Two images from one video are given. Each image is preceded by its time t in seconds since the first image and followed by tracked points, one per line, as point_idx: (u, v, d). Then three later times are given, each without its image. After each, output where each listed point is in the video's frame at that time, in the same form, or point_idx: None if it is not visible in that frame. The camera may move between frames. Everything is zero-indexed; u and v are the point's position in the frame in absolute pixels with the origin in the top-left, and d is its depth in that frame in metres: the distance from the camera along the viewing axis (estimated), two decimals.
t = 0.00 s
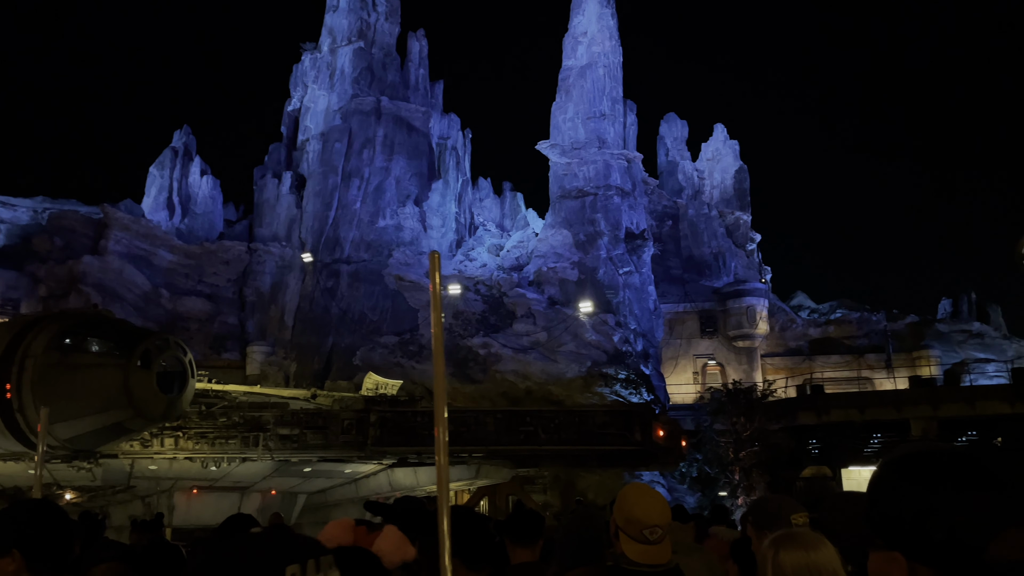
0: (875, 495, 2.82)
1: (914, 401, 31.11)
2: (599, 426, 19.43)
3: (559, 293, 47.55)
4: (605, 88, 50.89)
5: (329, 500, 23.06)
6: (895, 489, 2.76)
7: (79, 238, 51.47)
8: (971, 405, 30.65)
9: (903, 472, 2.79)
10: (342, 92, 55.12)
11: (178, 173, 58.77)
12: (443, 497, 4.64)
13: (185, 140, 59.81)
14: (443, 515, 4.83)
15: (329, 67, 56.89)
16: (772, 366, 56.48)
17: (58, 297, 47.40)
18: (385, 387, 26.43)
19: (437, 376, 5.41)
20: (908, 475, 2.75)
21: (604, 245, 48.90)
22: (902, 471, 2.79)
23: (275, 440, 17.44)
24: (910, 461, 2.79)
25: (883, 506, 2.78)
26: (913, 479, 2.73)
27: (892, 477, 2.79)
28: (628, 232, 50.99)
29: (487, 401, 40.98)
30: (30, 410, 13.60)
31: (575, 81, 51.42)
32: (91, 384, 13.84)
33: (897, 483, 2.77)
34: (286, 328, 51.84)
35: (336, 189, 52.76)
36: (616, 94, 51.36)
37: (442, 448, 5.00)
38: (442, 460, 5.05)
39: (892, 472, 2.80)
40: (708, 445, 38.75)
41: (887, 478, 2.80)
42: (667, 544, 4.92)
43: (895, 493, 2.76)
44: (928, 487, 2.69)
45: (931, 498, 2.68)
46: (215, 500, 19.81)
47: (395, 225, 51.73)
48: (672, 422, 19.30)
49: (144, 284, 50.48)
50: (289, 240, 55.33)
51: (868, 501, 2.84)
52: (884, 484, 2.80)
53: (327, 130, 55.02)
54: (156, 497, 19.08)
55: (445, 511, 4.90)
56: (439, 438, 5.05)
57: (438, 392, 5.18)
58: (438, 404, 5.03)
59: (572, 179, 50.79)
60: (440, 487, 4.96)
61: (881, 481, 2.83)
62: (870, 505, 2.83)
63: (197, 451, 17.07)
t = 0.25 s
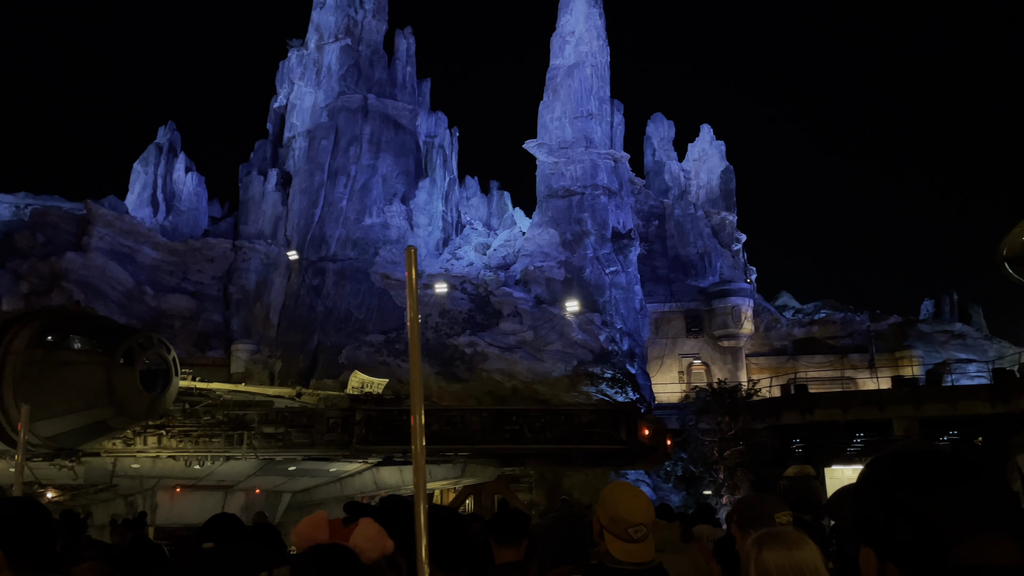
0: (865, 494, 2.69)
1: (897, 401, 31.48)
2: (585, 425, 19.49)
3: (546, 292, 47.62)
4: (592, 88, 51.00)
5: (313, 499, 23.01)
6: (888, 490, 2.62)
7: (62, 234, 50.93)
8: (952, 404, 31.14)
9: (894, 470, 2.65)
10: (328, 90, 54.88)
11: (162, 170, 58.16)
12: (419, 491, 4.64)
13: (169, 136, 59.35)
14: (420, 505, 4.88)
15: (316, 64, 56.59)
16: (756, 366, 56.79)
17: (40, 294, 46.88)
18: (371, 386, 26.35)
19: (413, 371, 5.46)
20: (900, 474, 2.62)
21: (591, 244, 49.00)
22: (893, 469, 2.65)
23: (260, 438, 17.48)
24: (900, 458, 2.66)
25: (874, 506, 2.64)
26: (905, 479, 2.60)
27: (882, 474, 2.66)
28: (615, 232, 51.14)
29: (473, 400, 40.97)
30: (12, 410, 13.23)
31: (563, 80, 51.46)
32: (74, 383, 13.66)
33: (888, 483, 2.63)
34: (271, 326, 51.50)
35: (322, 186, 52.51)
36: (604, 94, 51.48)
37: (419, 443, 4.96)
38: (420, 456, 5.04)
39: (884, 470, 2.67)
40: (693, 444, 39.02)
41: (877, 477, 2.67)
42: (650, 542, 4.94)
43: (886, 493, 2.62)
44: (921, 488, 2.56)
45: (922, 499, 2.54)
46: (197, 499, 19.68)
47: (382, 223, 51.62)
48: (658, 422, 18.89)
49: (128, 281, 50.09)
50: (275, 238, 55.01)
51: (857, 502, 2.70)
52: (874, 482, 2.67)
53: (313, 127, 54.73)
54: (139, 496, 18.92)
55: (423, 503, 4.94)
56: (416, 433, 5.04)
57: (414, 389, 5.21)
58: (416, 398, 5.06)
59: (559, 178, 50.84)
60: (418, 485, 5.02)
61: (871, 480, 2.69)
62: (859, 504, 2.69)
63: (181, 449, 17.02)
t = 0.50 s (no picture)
0: (851, 494, 2.63)
1: (879, 401, 31.77)
2: (571, 425, 19.52)
3: (533, 291, 47.64)
4: (580, 87, 51.11)
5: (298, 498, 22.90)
6: (870, 488, 2.57)
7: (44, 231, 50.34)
8: (934, 405, 31.53)
9: (882, 468, 2.59)
10: (315, 87, 54.64)
11: (147, 166, 57.63)
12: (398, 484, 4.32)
13: (154, 133, 58.87)
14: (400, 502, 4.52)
15: (302, 60, 56.29)
16: (741, 366, 57.08)
17: (22, 291, 46.30)
18: (357, 384, 26.25)
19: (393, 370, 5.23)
20: (886, 473, 2.56)
21: (578, 244, 49.09)
22: (881, 468, 2.59)
23: (244, 437, 17.33)
24: (888, 456, 2.61)
25: (855, 504, 2.60)
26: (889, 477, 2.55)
27: (868, 472, 2.61)
28: (602, 232, 51.28)
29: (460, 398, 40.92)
30: None
31: (550, 79, 51.51)
32: (57, 381, 13.53)
33: (873, 483, 2.58)
34: (257, 324, 51.13)
35: (309, 184, 52.26)
36: (591, 93, 51.60)
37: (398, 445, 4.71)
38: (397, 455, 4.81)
39: (870, 469, 2.61)
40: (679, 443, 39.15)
41: (862, 475, 2.62)
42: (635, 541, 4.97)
43: (868, 493, 2.57)
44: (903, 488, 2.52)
45: (902, 500, 2.50)
46: (181, 498, 19.55)
47: (368, 221, 51.43)
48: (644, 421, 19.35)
49: (111, 279, 49.65)
50: (260, 235, 54.69)
51: (843, 500, 2.65)
52: (860, 481, 2.62)
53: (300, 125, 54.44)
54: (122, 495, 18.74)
55: (402, 502, 4.57)
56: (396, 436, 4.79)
57: (394, 390, 4.98)
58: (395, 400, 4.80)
59: (546, 177, 50.86)
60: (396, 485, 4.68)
61: (854, 479, 2.64)
62: (843, 503, 2.65)
63: (164, 448, 16.85)
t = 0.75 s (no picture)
0: (834, 494, 2.66)
1: (861, 401, 32.08)
2: (556, 424, 19.56)
3: (519, 291, 47.67)
4: (566, 87, 51.24)
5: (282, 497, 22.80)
6: (856, 489, 2.60)
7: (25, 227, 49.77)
8: (916, 404, 31.83)
9: (868, 468, 2.62)
10: (301, 84, 54.38)
11: (130, 163, 57.18)
12: (378, 487, 4.27)
13: (138, 129, 58.46)
14: (378, 505, 4.49)
15: (288, 58, 56.01)
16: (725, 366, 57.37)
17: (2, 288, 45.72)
18: (341, 383, 26.19)
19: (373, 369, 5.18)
20: (871, 472, 2.59)
21: (564, 243, 49.21)
22: (865, 468, 2.62)
23: (227, 436, 17.21)
24: (872, 457, 2.63)
25: (839, 505, 2.63)
26: (874, 478, 2.58)
27: (855, 473, 2.62)
28: (588, 231, 51.44)
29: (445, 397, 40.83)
30: None
31: (537, 79, 51.56)
32: (38, 379, 13.44)
33: (857, 483, 2.61)
34: (241, 322, 50.76)
35: (294, 182, 51.99)
36: (578, 93, 51.75)
37: (379, 444, 4.75)
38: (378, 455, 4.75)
39: (855, 468, 2.63)
40: (664, 441, 38.73)
41: (848, 475, 2.65)
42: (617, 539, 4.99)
43: (853, 494, 2.60)
44: (886, 489, 2.55)
45: (885, 501, 2.53)
46: (164, 497, 19.47)
47: (354, 219, 51.25)
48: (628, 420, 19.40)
49: (93, 276, 49.15)
50: (245, 233, 54.35)
51: (826, 500, 2.68)
52: (844, 480, 2.65)
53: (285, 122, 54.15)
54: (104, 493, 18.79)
55: (382, 503, 4.58)
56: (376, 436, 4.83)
57: (375, 388, 4.93)
58: (374, 400, 4.79)
59: (533, 176, 50.89)
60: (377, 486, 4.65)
61: (837, 480, 2.68)
62: (828, 503, 2.68)
63: (146, 447, 16.80)
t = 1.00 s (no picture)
0: (813, 492, 2.68)
1: (841, 401, 32.41)
2: (539, 424, 19.59)
3: (503, 290, 47.66)
4: (551, 87, 51.35)
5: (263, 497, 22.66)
6: (834, 487, 2.61)
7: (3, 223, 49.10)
8: (894, 405, 32.13)
9: (847, 464, 2.64)
10: (285, 81, 54.07)
11: (111, 159, 56.70)
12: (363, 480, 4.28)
13: (119, 125, 57.99)
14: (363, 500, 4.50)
15: (272, 55, 55.66)
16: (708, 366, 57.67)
17: None
18: (323, 383, 26.10)
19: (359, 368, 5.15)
20: (849, 469, 2.61)
21: (549, 243, 49.28)
22: (846, 465, 2.63)
23: (208, 435, 17.05)
24: (851, 454, 2.66)
25: (816, 503, 2.65)
26: (853, 474, 2.60)
27: (834, 470, 2.64)
28: (572, 232, 51.60)
29: (428, 397, 40.69)
30: None
31: (522, 78, 51.61)
32: (15, 377, 13.34)
33: (835, 481, 2.63)
34: (222, 320, 50.28)
35: (277, 179, 51.67)
36: (563, 93, 51.86)
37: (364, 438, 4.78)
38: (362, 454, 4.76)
39: (834, 464, 2.65)
40: (646, 442, 39.00)
41: (826, 471, 2.66)
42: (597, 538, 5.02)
43: (831, 491, 2.62)
44: (863, 486, 2.57)
45: (864, 499, 2.55)
46: (144, 496, 19.33)
47: (338, 218, 51.05)
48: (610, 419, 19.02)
49: (73, 273, 48.54)
50: (227, 231, 53.92)
51: (805, 498, 2.70)
52: (822, 478, 2.66)
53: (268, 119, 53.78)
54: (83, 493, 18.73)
55: (367, 499, 4.58)
56: (360, 430, 4.87)
57: (360, 386, 5.00)
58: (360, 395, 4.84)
59: (517, 176, 50.89)
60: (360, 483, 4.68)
61: (816, 477, 2.70)
62: (806, 501, 2.70)
63: (126, 446, 16.68)
